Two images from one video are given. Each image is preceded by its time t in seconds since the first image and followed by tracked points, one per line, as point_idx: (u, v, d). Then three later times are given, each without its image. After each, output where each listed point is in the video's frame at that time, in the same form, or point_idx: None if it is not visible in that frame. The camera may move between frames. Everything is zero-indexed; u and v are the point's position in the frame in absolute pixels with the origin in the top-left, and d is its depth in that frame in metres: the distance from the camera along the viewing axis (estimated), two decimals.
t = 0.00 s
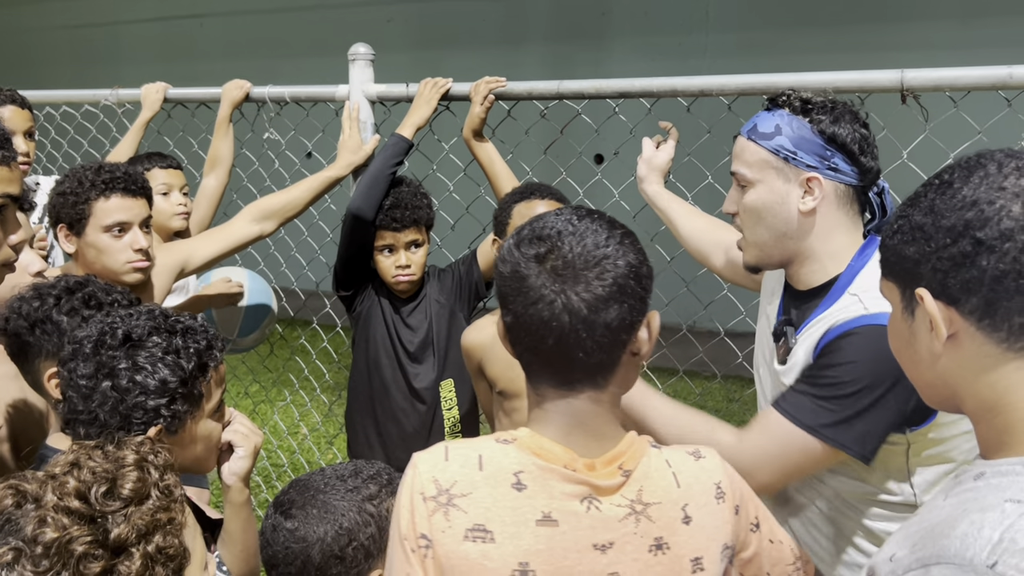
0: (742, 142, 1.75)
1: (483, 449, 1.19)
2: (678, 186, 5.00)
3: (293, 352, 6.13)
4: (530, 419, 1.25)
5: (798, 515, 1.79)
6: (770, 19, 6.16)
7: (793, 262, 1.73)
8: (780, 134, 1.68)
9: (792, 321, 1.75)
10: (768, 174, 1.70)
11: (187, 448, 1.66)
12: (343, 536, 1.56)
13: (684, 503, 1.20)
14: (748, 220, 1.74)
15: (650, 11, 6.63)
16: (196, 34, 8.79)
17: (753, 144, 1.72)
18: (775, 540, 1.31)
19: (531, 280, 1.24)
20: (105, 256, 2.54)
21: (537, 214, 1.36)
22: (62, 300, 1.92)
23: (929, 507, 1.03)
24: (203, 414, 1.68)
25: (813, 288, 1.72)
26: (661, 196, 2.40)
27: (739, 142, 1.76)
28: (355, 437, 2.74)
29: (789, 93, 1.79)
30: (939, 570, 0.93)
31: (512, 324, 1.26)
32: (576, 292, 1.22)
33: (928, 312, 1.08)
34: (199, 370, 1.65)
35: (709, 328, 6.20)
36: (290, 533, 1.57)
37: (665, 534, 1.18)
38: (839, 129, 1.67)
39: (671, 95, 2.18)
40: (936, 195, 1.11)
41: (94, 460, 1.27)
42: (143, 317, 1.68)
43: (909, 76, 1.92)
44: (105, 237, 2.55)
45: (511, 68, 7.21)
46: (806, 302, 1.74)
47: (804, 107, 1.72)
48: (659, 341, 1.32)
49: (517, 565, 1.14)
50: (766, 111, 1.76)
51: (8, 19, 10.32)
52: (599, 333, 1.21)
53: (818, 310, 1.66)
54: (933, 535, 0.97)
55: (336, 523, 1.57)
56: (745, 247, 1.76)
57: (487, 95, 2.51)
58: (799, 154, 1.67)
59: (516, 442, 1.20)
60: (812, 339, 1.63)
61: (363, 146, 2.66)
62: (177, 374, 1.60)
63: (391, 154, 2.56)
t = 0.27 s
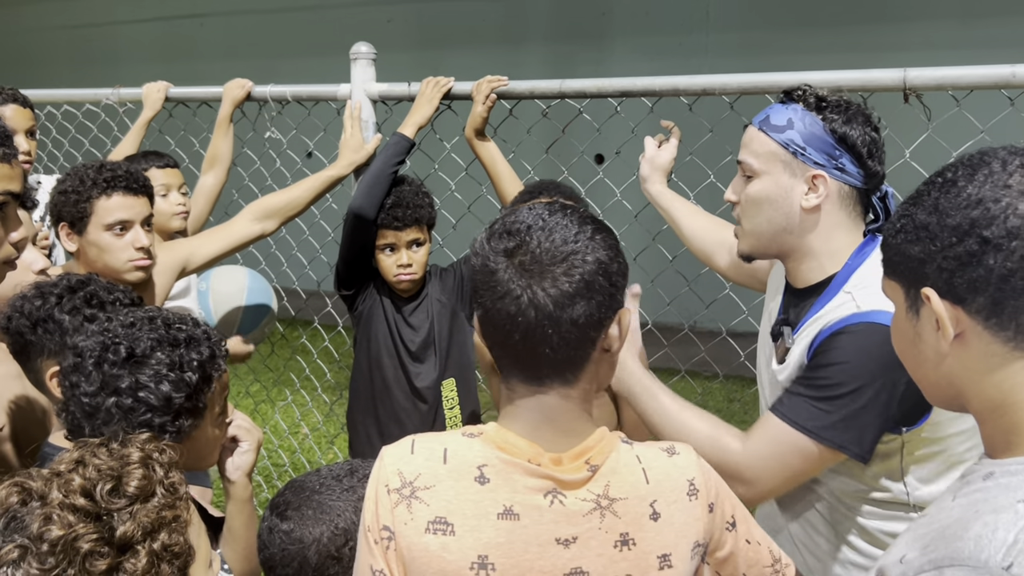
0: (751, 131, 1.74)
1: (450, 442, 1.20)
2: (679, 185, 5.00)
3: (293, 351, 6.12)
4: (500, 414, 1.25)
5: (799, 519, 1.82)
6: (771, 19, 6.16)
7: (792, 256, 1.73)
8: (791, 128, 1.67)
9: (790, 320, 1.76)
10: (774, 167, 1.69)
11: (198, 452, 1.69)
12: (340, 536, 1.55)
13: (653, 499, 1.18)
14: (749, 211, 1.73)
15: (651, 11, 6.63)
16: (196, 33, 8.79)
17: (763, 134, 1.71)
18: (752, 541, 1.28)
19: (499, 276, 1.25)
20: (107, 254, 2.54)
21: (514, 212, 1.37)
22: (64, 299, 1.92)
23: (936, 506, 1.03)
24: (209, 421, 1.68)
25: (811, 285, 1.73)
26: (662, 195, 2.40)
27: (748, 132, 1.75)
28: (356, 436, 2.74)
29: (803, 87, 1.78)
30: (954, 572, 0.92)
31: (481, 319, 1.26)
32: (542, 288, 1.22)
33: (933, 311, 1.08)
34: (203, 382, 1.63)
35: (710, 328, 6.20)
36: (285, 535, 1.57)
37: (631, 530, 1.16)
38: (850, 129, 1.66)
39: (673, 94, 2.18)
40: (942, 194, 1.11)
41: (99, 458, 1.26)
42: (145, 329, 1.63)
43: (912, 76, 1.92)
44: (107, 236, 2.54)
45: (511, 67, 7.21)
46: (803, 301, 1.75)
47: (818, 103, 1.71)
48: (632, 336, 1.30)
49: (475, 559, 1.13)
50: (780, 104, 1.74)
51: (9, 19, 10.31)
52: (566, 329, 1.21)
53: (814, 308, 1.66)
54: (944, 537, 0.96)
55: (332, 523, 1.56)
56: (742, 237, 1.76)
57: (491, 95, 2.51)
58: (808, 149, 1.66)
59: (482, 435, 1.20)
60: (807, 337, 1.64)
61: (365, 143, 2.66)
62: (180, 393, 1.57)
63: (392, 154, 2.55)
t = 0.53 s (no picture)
0: (743, 136, 1.73)
1: (443, 443, 1.19)
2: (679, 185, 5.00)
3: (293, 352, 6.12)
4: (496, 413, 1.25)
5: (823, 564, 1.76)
6: (771, 19, 6.16)
7: (786, 260, 1.72)
8: (785, 131, 1.67)
9: (787, 329, 1.74)
10: (770, 171, 1.68)
11: (200, 455, 1.69)
12: (333, 541, 1.56)
13: (647, 501, 1.18)
14: (742, 216, 1.72)
15: (651, 11, 6.63)
16: (196, 34, 8.79)
17: (756, 138, 1.70)
18: (749, 545, 1.26)
19: (492, 272, 1.26)
20: (107, 254, 2.54)
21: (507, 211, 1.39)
22: (64, 299, 1.91)
23: (937, 509, 1.03)
24: (212, 427, 1.69)
25: (805, 290, 1.72)
26: (663, 196, 2.40)
27: (740, 137, 1.74)
28: (356, 436, 2.74)
29: (792, 91, 1.79)
30: None
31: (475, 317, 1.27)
32: (535, 283, 1.23)
33: (936, 313, 1.08)
34: (206, 389, 1.63)
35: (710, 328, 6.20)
36: (278, 542, 1.56)
37: (625, 531, 1.16)
38: (843, 131, 1.67)
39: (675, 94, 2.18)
40: (943, 194, 1.10)
41: (99, 459, 1.26)
42: (148, 338, 1.61)
43: (913, 76, 1.92)
44: (107, 236, 2.54)
45: (511, 68, 7.21)
46: (800, 306, 1.74)
47: (809, 106, 1.72)
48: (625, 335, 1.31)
49: (468, 559, 1.13)
50: (770, 108, 1.74)
51: (10, 19, 10.32)
52: (558, 324, 1.21)
53: (811, 317, 1.65)
54: (955, 542, 0.95)
55: (325, 529, 1.57)
56: (735, 242, 1.75)
57: (491, 95, 2.51)
58: (804, 153, 1.66)
59: (476, 436, 1.20)
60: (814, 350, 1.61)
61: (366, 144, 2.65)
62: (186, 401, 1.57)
63: (393, 153, 2.54)
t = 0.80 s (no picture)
0: (733, 138, 1.73)
1: (459, 442, 1.19)
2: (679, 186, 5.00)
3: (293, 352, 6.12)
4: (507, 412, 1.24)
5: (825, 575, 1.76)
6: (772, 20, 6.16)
7: (774, 264, 1.72)
8: (773, 136, 1.67)
9: (782, 335, 1.74)
10: (757, 176, 1.69)
11: (197, 456, 1.68)
12: (341, 543, 1.56)
13: (660, 499, 1.18)
14: (730, 219, 1.72)
15: (652, 12, 6.63)
16: (197, 34, 8.80)
17: (745, 142, 1.70)
18: (762, 543, 1.27)
19: (505, 270, 1.26)
20: (108, 254, 2.54)
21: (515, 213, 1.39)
22: (64, 299, 1.91)
23: (937, 507, 1.03)
24: (211, 425, 1.69)
25: (796, 294, 1.72)
26: (662, 196, 2.40)
27: (729, 139, 1.75)
28: (356, 436, 2.74)
29: (784, 94, 1.78)
30: None
31: (488, 315, 1.26)
32: (549, 281, 1.23)
33: (938, 307, 1.08)
34: (206, 386, 1.64)
35: (710, 329, 6.20)
36: (285, 548, 1.56)
37: (640, 530, 1.16)
38: (831, 136, 1.66)
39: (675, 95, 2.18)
40: (948, 188, 1.10)
41: (96, 458, 1.26)
42: (145, 337, 1.61)
43: (913, 76, 1.92)
44: (107, 236, 2.54)
45: (512, 69, 7.21)
46: (793, 311, 1.74)
47: (799, 110, 1.71)
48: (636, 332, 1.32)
49: (486, 558, 1.12)
50: (760, 111, 1.74)
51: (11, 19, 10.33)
52: (573, 321, 1.21)
53: (805, 321, 1.64)
54: (962, 540, 0.95)
55: (330, 532, 1.56)
56: (722, 244, 1.75)
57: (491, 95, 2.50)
58: (791, 158, 1.66)
59: (491, 435, 1.19)
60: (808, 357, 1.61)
61: (366, 144, 2.66)
62: (188, 398, 1.58)
63: (393, 154, 2.55)
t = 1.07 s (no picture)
0: (749, 134, 1.73)
1: (486, 445, 1.19)
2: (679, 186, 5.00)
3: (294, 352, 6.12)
4: (533, 413, 1.24)
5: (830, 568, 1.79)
6: (772, 21, 6.16)
7: (787, 260, 1.73)
8: (790, 132, 1.67)
9: (794, 332, 1.73)
10: (774, 171, 1.69)
11: (193, 453, 1.67)
12: (366, 547, 1.58)
13: (687, 501, 1.18)
14: (745, 214, 1.72)
15: (652, 13, 6.63)
16: (198, 35, 8.81)
17: (762, 137, 1.70)
18: (784, 543, 1.29)
19: (531, 271, 1.25)
20: (109, 253, 2.54)
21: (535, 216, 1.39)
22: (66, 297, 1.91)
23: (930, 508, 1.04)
24: (206, 421, 1.69)
25: (808, 293, 1.73)
26: (662, 196, 2.40)
27: (746, 133, 1.75)
28: (359, 435, 2.74)
29: (801, 89, 1.77)
30: None
31: (512, 316, 1.25)
32: (575, 280, 1.22)
33: (950, 300, 1.07)
34: (202, 379, 1.64)
35: (711, 330, 6.20)
36: (310, 553, 1.56)
37: (668, 531, 1.16)
38: (849, 134, 1.66)
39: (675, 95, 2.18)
40: (972, 182, 1.09)
41: (94, 457, 1.26)
42: (141, 330, 1.61)
43: (913, 77, 1.92)
44: (108, 235, 2.54)
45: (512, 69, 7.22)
46: (806, 309, 1.73)
47: (816, 106, 1.71)
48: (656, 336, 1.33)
49: (518, 562, 1.13)
50: (777, 106, 1.74)
51: (11, 19, 10.35)
52: (598, 320, 1.21)
53: (820, 319, 1.65)
54: (945, 543, 0.95)
55: (356, 534, 1.58)
56: (735, 239, 1.76)
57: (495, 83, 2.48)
58: (808, 154, 1.66)
59: (518, 438, 1.19)
60: (823, 357, 1.61)
61: (368, 145, 2.66)
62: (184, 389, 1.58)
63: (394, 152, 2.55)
